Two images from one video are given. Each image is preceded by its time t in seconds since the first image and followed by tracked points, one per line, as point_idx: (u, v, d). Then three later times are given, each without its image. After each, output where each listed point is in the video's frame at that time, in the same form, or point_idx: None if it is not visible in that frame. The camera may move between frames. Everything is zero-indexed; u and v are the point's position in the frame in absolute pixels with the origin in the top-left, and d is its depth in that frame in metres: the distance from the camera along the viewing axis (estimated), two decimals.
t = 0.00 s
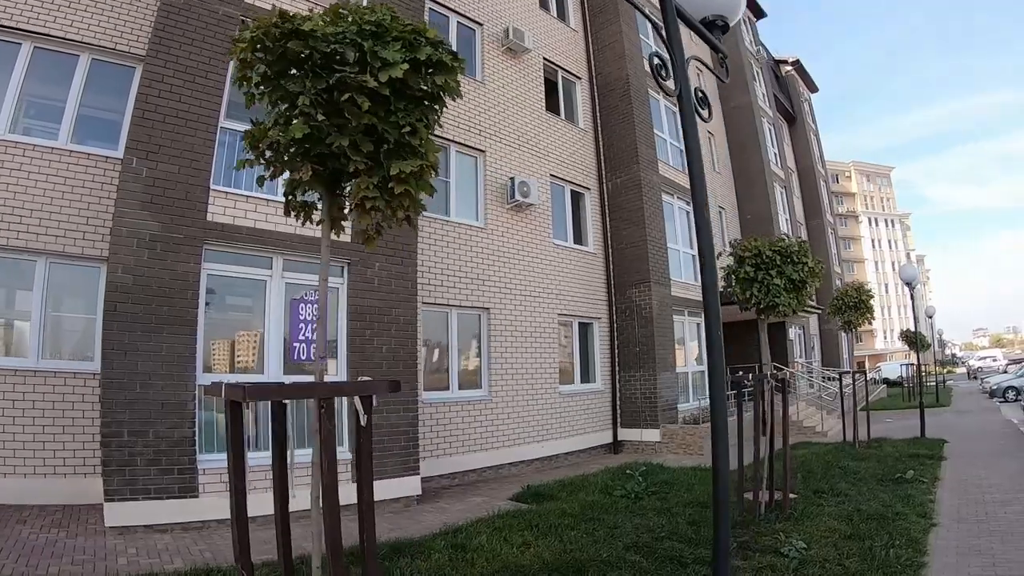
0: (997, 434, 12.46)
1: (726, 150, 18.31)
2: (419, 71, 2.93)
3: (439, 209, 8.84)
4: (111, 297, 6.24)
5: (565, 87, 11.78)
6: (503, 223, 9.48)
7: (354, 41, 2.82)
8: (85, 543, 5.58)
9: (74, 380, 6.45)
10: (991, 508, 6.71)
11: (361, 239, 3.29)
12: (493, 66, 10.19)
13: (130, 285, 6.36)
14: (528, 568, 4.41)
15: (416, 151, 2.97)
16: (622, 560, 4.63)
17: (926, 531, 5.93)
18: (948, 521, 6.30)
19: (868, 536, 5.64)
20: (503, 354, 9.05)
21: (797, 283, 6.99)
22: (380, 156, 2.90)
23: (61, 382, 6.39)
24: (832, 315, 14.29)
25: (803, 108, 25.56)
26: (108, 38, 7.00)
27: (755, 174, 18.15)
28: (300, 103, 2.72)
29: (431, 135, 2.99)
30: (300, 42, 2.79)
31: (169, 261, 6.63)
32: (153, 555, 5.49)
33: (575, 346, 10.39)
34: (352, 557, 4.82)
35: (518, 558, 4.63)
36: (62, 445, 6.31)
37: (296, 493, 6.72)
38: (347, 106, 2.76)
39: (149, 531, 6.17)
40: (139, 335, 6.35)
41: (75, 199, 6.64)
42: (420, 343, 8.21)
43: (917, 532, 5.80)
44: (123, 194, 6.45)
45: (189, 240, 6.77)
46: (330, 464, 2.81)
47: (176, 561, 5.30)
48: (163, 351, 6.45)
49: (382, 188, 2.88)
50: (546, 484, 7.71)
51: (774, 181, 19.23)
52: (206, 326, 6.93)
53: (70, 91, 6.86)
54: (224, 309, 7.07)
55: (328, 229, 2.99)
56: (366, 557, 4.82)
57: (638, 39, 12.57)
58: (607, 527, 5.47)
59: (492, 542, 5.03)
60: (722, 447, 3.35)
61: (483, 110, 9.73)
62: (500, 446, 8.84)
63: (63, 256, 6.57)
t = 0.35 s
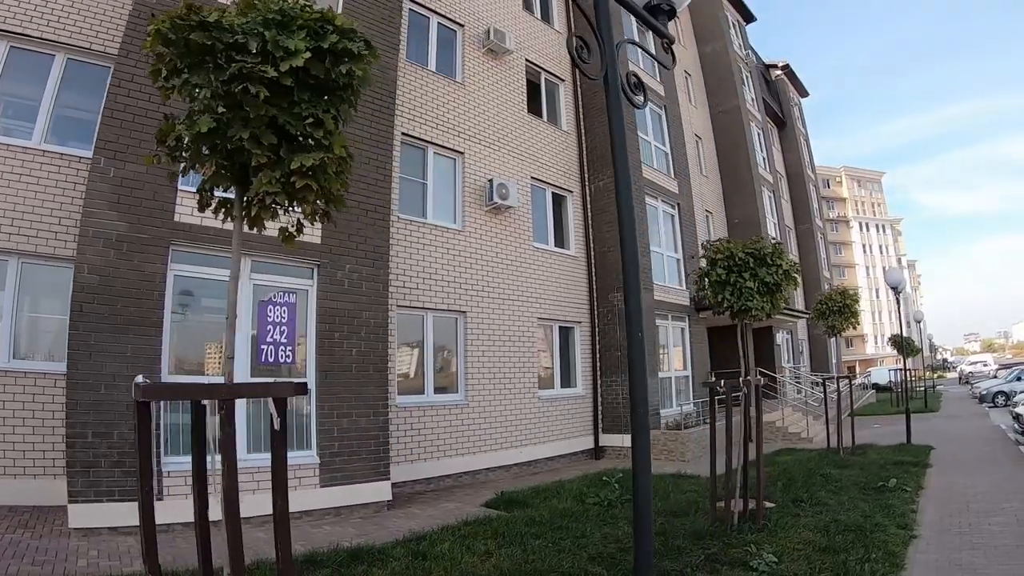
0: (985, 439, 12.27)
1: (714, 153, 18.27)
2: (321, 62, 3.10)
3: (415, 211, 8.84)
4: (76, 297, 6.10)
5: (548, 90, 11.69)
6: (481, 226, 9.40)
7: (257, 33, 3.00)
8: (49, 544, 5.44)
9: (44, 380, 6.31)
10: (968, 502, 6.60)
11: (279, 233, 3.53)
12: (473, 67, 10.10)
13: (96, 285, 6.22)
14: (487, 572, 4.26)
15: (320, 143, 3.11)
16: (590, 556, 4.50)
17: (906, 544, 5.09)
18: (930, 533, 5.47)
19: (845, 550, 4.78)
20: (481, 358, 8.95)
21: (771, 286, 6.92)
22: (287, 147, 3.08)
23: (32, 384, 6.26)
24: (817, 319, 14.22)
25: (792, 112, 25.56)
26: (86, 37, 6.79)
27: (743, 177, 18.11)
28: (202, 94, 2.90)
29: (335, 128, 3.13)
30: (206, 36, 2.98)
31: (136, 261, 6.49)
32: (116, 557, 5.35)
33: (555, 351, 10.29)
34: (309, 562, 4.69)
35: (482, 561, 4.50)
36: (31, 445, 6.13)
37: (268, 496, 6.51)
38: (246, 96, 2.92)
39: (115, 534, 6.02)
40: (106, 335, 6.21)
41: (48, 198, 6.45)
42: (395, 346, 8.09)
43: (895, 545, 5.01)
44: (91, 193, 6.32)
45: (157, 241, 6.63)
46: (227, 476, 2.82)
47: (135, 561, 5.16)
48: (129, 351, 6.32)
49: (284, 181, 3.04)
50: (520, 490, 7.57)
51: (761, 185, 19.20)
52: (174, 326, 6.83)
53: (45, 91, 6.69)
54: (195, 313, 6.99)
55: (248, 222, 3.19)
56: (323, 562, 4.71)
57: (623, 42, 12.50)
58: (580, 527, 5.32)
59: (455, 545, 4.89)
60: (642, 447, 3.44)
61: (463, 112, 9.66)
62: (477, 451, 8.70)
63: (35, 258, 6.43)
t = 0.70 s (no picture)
0: (978, 443, 12.12)
1: (709, 152, 18.12)
2: (239, 37, 3.15)
3: (399, 206, 8.68)
4: (49, 286, 5.96)
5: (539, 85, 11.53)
6: (467, 221, 9.25)
7: (175, 11, 3.06)
8: (16, 536, 5.29)
9: (20, 371, 6.10)
10: (961, 503, 6.26)
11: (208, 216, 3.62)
12: (462, 60, 9.94)
13: (69, 275, 6.07)
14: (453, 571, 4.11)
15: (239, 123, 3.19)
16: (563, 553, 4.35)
17: (892, 555, 4.44)
18: (918, 543, 4.79)
19: (829, 561, 4.15)
20: (464, 356, 8.81)
21: (753, 283, 6.72)
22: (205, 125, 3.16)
23: (7, 373, 6.04)
24: (808, 320, 14.09)
25: (790, 112, 25.41)
26: (65, 22, 6.52)
27: (738, 176, 17.97)
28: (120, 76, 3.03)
29: (254, 107, 3.19)
30: (129, 16, 3.09)
31: (111, 252, 6.35)
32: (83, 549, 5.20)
33: (543, 351, 10.15)
34: (273, 558, 4.57)
35: (451, 560, 4.35)
36: (7, 436, 5.93)
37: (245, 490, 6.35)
38: (160, 77, 3.01)
39: (85, 527, 5.87)
40: (79, 325, 6.07)
41: (27, 189, 6.21)
42: (376, 342, 7.95)
43: (881, 557, 4.35)
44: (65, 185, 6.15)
45: (133, 232, 6.48)
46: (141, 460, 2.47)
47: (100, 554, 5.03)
48: (102, 341, 6.18)
49: (201, 161, 3.13)
50: (501, 488, 7.44)
51: (757, 185, 19.04)
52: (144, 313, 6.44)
53: (29, 82, 6.39)
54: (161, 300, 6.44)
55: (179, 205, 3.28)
56: (287, 558, 4.60)
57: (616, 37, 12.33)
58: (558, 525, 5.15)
59: (423, 542, 4.75)
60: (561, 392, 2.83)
61: (449, 106, 9.51)
62: (459, 450, 8.56)
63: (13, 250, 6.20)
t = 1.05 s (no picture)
0: (976, 445, 11.89)
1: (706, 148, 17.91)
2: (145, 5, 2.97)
3: (384, 198, 8.50)
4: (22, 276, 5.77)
5: (531, 78, 11.34)
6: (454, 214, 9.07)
7: None
8: None
9: None
10: (953, 502, 6.16)
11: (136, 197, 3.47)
12: (450, 52, 9.76)
13: (44, 266, 5.87)
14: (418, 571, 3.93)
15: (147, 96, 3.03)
16: (537, 554, 4.16)
17: (882, 565, 4.05)
18: (909, 552, 4.36)
19: (815, 571, 3.80)
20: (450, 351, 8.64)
21: (737, 277, 6.53)
22: (114, 98, 3.04)
23: None
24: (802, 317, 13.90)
25: (789, 109, 25.18)
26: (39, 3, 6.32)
27: (735, 172, 17.77)
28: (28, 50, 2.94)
29: (161, 79, 3.01)
30: None
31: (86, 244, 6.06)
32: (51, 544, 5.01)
33: (530, 345, 10.01)
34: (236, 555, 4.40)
35: (420, 559, 4.17)
36: None
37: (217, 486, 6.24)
38: (62, 50, 2.90)
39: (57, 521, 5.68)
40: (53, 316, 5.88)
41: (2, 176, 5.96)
42: (359, 336, 7.79)
43: (871, 566, 3.97)
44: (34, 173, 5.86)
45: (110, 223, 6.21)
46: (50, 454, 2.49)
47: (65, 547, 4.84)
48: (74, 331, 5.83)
49: (107, 137, 3.01)
50: (483, 486, 7.27)
51: (755, 181, 18.86)
52: (120, 301, 6.20)
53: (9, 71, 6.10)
54: (139, 293, 6.29)
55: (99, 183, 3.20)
56: (250, 556, 4.43)
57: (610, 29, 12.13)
58: (539, 524, 4.94)
59: (393, 540, 4.58)
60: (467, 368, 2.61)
61: (437, 98, 9.32)
62: (443, 447, 8.40)
63: None
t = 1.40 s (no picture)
0: (975, 443, 11.72)
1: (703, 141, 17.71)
2: None
3: (369, 190, 8.34)
4: None
5: (522, 69, 11.14)
6: (441, 206, 8.92)
7: None
8: None
9: None
10: (946, 500, 5.99)
11: (59, 180, 3.18)
12: (439, 41, 9.53)
13: (18, 259, 5.67)
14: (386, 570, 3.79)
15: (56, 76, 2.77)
16: (512, 554, 4.01)
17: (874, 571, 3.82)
18: (902, 556, 4.11)
19: None
20: (436, 346, 8.50)
21: (719, 265, 7.19)
22: (25, 81, 2.80)
23: None
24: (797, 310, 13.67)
25: (789, 102, 24.93)
26: None
27: (732, 166, 17.57)
28: None
29: (72, 58, 2.77)
30: None
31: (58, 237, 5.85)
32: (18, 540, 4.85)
33: (520, 338, 9.87)
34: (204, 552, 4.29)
35: (390, 558, 4.03)
36: None
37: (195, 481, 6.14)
38: None
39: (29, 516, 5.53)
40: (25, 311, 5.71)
41: None
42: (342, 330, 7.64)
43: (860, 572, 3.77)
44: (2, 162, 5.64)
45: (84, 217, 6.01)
46: None
47: (34, 542, 4.72)
48: (48, 327, 5.73)
49: (15, 120, 2.76)
50: (467, 483, 7.12)
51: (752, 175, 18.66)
52: (97, 296, 6.06)
53: None
54: (126, 287, 6.23)
55: (14, 165, 3.00)
56: (217, 553, 4.31)
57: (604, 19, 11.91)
58: (518, 522, 4.79)
59: (365, 538, 4.44)
60: (344, 400, 2.60)
61: (424, 88, 9.12)
62: (429, 442, 8.27)
63: None
